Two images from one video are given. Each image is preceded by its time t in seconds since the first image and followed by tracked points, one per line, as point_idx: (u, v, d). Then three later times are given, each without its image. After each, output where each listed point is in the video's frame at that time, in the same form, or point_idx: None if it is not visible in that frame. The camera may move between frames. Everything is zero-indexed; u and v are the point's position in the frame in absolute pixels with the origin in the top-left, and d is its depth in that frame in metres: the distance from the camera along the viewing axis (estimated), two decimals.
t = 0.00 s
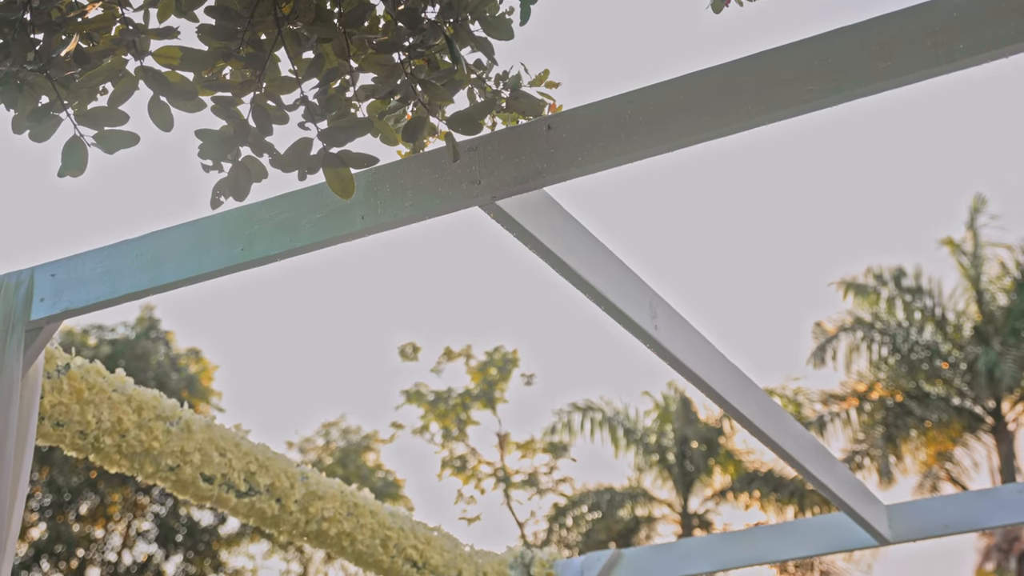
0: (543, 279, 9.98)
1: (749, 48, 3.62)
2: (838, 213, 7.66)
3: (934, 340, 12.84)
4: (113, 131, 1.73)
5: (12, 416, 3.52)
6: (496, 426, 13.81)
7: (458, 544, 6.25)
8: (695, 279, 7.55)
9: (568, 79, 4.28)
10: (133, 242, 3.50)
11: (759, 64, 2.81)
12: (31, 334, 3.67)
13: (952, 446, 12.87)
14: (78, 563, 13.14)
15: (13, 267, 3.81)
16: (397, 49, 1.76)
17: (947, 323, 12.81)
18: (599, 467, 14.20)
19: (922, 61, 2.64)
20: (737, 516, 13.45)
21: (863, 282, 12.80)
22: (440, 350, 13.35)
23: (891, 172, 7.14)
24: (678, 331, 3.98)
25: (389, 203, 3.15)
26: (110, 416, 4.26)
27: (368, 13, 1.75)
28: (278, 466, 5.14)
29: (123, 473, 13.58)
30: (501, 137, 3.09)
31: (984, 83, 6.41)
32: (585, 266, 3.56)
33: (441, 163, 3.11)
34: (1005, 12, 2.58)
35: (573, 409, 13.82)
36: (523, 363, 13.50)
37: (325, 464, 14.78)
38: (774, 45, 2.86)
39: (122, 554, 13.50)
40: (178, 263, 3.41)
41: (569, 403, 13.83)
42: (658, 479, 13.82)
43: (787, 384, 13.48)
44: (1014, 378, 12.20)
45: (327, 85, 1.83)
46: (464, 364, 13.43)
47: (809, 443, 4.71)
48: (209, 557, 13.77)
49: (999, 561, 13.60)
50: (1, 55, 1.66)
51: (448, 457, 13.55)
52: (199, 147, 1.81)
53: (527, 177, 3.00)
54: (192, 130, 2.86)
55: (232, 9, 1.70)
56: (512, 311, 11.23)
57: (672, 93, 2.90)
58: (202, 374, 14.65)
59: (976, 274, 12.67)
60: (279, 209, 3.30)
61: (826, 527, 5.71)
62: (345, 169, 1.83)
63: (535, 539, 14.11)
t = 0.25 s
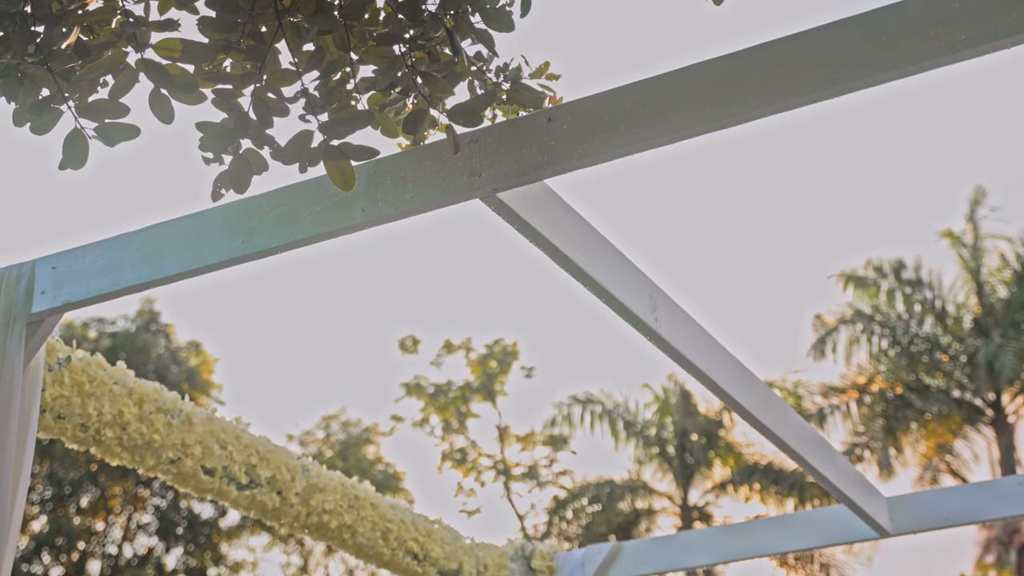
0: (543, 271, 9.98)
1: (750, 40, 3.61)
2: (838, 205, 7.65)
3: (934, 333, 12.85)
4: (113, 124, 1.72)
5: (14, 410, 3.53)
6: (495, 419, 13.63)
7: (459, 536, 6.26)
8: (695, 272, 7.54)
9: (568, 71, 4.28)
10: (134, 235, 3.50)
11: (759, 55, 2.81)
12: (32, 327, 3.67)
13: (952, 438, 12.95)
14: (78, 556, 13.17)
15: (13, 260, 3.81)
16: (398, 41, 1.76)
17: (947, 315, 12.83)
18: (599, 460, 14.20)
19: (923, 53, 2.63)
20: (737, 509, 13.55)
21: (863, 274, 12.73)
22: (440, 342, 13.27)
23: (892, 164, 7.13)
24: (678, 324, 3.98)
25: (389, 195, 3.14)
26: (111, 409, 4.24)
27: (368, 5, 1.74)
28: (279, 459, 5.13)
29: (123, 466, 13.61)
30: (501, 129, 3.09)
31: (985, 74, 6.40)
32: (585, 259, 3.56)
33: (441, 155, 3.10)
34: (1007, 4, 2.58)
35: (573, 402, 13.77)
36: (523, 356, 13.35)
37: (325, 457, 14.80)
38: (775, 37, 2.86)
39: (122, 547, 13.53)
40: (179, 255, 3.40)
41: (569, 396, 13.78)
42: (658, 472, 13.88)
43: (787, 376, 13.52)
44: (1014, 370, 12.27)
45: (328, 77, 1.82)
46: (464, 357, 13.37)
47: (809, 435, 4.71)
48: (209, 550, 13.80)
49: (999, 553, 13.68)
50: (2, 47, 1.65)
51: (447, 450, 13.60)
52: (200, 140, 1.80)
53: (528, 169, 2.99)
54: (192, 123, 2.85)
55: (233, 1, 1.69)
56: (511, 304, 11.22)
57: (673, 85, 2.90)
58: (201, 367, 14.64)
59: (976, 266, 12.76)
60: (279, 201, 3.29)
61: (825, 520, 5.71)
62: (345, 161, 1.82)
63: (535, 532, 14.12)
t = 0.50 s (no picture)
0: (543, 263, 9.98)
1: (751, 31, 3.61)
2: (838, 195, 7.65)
3: (933, 323, 12.82)
4: (114, 115, 1.72)
5: (15, 403, 3.54)
6: (495, 411, 13.83)
7: (460, 527, 6.27)
8: (694, 263, 7.54)
9: (568, 62, 4.27)
10: (134, 226, 3.49)
11: (759, 46, 2.80)
12: (33, 319, 3.66)
13: (952, 428, 12.96)
14: (79, 548, 13.19)
15: (14, 252, 3.80)
16: (398, 33, 1.75)
17: (947, 306, 12.86)
18: (599, 452, 14.10)
19: (922, 44, 2.62)
20: (737, 499, 13.51)
21: (863, 265, 12.88)
22: (440, 334, 13.42)
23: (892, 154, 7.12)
24: (679, 315, 3.98)
25: (390, 186, 3.14)
26: (112, 400, 4.23)
27: None
28: (279, 450, 5.12)
29: (123, 458, 13.62)
30: (501, 120, 3.08)
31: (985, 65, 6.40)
32: (585, 250, 3.56)
33: (441, 147, 3.10)
34: None
35: (574, 393, 13.55)
36: (523, 347, 13.55)
37: (325, 448, 14.81)
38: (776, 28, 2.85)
39: (123, 539, 13.54)
40: (180, 247, 3.39)
41: (570, 386, 13.54)
42: (658, 463, 13.85)
43: (787, 367, 13.54)
44: (1014, 361, 12.23)
45: (328, 68, 1.82)
46: (464, 349, 13.45)
47: (809, 426, 4.72)
48: (210, 542, 13.83)
49: (999, 543, 13.83)
50: (2, 40, 1.65)
51: (447, 441, 13.67)
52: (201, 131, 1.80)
53: (528, 160, 2.99)
54: (192, 114, 2.83)
55: None
56: (512, 296, 11.25)
57: (673, 77, 2.89)
58: (202, 359, 14.65)
59: (976, 256, 12.83)
60: (279, 193, 3.29)
61: (827, 510, 5.71)
62: (345, 153, 1.82)
63: (536, 522, 14.07)
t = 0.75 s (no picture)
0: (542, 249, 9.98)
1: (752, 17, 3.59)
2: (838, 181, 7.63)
3: (933, 310, 12.85)
4: (114, 104, 1.72)
5: (15, 389, 3.53)
6: (496, 397, 13.78)
7: (461, 514, 6.29)
8: (695, 249, 7.53)
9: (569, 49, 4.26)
10: (134, 214, 3.48)
11: (759, 33, 2.78)
12: (33, 306, 3.64)
13: (951, 415, 13.00)
14: (80, 534, 13.24)
15: (13, 239, 3.77)
16: (397, 19, 1.75)
17: (947, 293, 12.84)
18: (599, 438, 14.16)
19: (921, 30, 2.61)
20: (737, 486, 13.63)
21: (863, 252, 12.78)
22: (439, 321, 13.32)
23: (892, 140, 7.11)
24: (679, 303, 3.98)
25: (390, 173, 3.13)
26: (113, 387, 4.18)
27: None
28: (279, 437, 5.10)
29: (124, 445, 13.66)
30: (501, 108, 3.08)
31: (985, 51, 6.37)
32: (586, 237, 3.56)
33: (441, 134, 3.09)
34: None
35: (574, 379, 13.45)
36: (523, 334, 13.47)
37: (325, 435, 14.84)
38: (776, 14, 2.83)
39: (124, 525, 13.56)
40: (180, 235, 3.38)
41: (570, 372, 13.47)
42: (658, 449, 13.93)
43: (787, 354, 13.58)
44: (1014, 347, 12.36)
45: (328, 55, 1.83)
46: (464, 336, 13.33)
47: (809, 412, 4.72)
48: (211, 528, 13.90)
49: (1000, 528, 13.73)
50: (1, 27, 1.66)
51: (448, 428, 13.65)
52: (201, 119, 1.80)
53: (528, 147, 2.98)
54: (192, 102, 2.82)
55: None
56: (512, 283, 11.26)
57: (672, 63, 2.88)
58: (201, 346, 14.66)
59: (976, 243, 12.78)
60: (279, 180, 3.28)
61: (828, 495, 5.69)
62: (345, 140, 1.82)
63: (536, 509, 14.12)
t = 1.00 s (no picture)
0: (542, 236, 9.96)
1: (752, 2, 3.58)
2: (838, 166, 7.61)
3: (933, 295, 12.94)
4: (113, 89, 1.72)
5: (18, 377, 3.49)
6: (495, 383, 13.95)
7: (462, 500, 6.31)
8: (695, 235, 7.52)
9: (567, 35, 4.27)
10: (135, 200, 3.45)
11: (759, 18, 2.77)
12: (35, 292, 3.60)
13: (952, 400, 13.06)
14: (83, 521, 13.23)
15: (13, 226, 3.74)
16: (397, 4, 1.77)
17: (947, 278, 12.95)
18: (599, 424, 14.10)
19: (926, 13, 2.56)
20: (737, 471, 13.57)
21: (862, 238, 12.99)
22: (440, 308, 13.54)
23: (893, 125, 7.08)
24: (680, 289, 3.99)
25: (390, 158, 3.11)
26: (113, 373, 4.17)
27: None
28: (281, 423, 5.10)
29: (125, 432, 13.67)
30: (501, 93, 3.06)
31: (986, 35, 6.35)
32: (585, 223, 3.56)
33: (440, 119, 3.07)
34: None
35: (573, 366, 13.39)
36: (523, 321, 13.69)
37: (326, 422, 14.89)
38: None
39: (126, 512, 13.56)
40: (180, 222, 3.36)
41: (569, 360, 13.42)
42: (657, 435, 13.83)
43: (786, 340, 13.68)
44: (1014, 333, 12.30)
45: (328, 40, 1.82)
46: (464, 322, 13.56)
47: (809, 398, 4.72)
48: (212, 515, 13.96)
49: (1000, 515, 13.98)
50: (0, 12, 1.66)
51: (449, 414, 13.80)
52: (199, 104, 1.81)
53: (528, 132, 2.97)
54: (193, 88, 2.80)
55: None
56: (512, 270, 11.27)
57: (672, 47, 2.86)
58: (202, 334, 14.69)
59: (976, 228, 12.87)
60: (279, 166, 3.25)
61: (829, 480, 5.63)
62: (345, 126, 1.81)
63: (536, 495, 14.19)
